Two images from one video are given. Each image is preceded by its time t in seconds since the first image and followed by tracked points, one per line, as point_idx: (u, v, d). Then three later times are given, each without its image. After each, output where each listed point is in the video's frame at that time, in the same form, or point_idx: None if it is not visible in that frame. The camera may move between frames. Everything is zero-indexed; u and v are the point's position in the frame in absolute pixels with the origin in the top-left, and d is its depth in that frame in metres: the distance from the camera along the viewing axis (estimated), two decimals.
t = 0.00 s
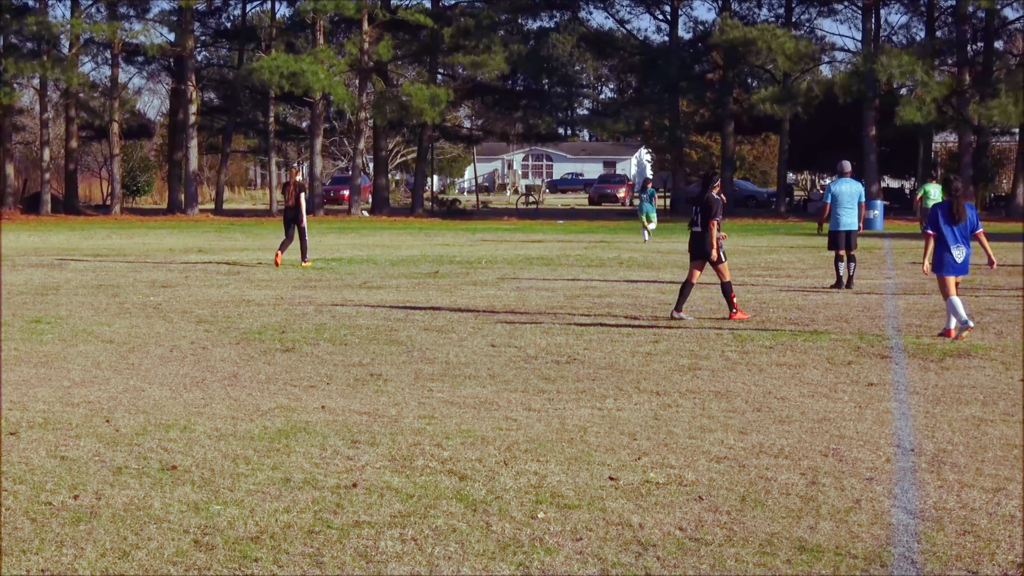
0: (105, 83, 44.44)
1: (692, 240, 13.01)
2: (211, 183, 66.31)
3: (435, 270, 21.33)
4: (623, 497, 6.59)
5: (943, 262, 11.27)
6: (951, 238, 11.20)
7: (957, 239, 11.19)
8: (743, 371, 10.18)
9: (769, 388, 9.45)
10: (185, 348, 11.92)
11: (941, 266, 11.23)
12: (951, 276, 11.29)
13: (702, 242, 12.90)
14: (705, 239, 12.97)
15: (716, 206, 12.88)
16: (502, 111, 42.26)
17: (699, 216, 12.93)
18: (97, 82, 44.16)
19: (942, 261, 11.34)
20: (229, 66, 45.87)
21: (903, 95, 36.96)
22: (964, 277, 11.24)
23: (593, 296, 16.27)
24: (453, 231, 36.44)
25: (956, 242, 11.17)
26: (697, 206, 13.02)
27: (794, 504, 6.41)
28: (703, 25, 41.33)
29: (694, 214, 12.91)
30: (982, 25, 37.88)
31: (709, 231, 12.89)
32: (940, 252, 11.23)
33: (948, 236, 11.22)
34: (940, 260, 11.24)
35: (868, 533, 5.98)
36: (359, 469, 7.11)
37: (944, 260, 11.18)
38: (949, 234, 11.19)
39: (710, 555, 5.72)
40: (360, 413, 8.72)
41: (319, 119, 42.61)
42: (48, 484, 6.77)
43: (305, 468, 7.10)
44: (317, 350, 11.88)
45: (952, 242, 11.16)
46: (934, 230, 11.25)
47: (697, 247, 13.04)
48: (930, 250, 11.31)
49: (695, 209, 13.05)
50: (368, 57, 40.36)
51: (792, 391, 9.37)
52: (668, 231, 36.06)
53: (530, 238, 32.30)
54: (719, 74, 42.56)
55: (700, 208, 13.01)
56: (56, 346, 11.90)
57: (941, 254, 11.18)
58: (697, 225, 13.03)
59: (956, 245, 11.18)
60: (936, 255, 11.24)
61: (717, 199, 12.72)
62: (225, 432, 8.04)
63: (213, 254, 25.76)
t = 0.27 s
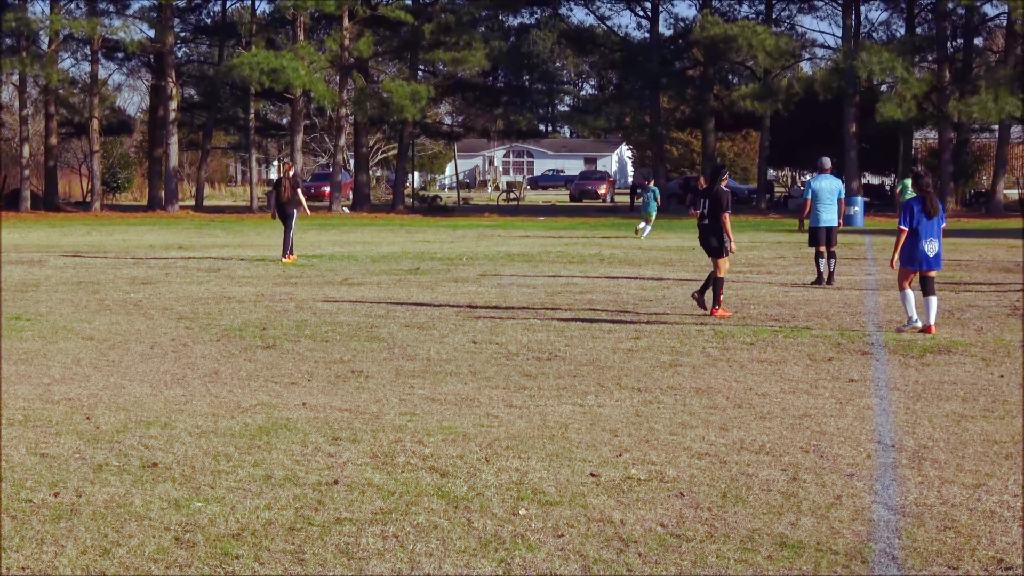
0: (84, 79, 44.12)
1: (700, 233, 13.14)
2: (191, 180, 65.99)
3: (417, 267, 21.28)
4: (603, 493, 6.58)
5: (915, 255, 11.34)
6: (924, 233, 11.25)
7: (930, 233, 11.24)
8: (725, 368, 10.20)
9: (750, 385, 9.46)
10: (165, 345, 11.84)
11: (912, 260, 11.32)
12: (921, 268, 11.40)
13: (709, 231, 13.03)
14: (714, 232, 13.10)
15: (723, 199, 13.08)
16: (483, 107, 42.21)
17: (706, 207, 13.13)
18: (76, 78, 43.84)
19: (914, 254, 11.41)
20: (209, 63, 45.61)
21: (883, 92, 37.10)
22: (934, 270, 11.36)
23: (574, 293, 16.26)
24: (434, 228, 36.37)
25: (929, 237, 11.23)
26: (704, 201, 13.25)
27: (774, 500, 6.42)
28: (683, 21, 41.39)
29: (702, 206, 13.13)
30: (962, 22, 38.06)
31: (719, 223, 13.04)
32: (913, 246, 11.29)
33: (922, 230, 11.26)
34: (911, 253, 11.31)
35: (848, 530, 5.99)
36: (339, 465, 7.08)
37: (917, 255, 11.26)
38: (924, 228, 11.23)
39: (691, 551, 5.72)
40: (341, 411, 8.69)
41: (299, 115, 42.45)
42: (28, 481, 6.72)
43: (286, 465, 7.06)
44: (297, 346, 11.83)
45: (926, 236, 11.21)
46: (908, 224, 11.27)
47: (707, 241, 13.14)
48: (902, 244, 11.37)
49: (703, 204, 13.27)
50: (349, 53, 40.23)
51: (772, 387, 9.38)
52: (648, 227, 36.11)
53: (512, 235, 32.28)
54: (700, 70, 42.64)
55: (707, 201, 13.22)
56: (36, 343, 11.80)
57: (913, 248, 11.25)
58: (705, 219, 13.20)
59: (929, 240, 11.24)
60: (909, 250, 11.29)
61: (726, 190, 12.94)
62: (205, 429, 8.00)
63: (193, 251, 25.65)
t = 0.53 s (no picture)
0: (73, 77, 43.97)
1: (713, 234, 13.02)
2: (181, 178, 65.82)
3: (407, 265, 21.25)
4: (594, 491, 6.58)
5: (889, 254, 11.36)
6: (898, 232, 11.29)
7: (903, 232, 11.29)
8: (715, 366, 10.21)
9: (740, 382, 9.47)
10: (155, 343, 11.81)
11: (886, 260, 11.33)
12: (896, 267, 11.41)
13: (723, 234, 12.91)
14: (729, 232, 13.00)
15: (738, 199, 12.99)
16: (474, 105, 42.17)
17: (720, 208, 12.95)
18: (65, 76, 43.68)
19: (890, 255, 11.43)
20: (199, 60, 45.47)
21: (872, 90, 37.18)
22: (909, 268, 11.37)
23: (565, 291, 16.27)
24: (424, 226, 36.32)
25: (903, 236, 11.26)
26: (717, 200, 13.07)
27: (765, 498, 6.42)
28: (673, 20, 41.41)
29: (717, 207, 12.94)
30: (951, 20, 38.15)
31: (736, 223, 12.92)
32: (886, 245, 11.31)
33: (895, 229, 11.31)
34: (885, 253, 11.33)
35: (838, 527, 6.00)
36: (330, 463, 7.06)
37: (891, 254, 11.28)
38: (897, 227, 11.28)
39: (681, 549, 5.72)
40: (331, 408, 8.67)
41: (289, 113, 42.37)
42: (17, 479, 6.69)
43: (275, 463, 7.04)
44: (287, 344, 11.80)
45: (899, 234, 11.25)
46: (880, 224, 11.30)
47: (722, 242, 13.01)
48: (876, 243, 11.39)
49: (715, 203, 13.09)
50: (338, 51, 40.16)
51: (763, 385, 9.39)
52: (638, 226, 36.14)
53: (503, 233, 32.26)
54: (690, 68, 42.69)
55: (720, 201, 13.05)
56: (25, 341, 11.76)
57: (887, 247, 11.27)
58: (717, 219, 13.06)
59: (903, 238, 11.28)
60: (883, 248, 11.31)
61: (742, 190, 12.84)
62: (195, 427, 7.98)
63: (183, 249, 25.57)
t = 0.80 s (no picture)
0: (72, 76, 43.91)
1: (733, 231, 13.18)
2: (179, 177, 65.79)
3: (405, 263, 21.23)
4: (593, 490, 6.59)
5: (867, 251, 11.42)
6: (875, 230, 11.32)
7: (879, 230, 11.28)
8: (713, 365, 10.20)
9: (739, 382, 9.47)
10: (153, 342, 11.80)
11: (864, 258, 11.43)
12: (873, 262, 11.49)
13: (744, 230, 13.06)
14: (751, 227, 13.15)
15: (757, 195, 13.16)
16: (472, 104, 42.17)
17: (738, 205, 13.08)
18: (64, 76, 43.64)
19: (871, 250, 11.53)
20: (197, 59, 45.41)
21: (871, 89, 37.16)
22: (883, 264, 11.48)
23: (564, 290, 16.26)
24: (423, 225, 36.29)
25: (879, 235, 11.27)
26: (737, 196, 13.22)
27: (763, 497, 6.42)
28: (672, 19, 41.41)
29: (737, 204, 13.07)
30: (949, 19, 38.15)
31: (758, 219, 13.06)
32: (864, 244, 11.34)
33: (872, 228, 11.31)
34: (862, 250, 11.37)
35: (837, 526, 6.00)
36: (328, 462, 7.06)
37: (867, 252, 11.33)
38: (873, 226, 11.27)
39: (680, 548, 5.72)
40: (329, 408, 8.66)
41: (288, 112, 42.33)
42: (16, 479, 6.69)
43: (274, 463, 7.04)
44: (286, 343, 11.81)
45: (877, 234, 11.25)
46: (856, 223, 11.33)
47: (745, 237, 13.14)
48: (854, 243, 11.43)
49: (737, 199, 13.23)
50: (337, 50, 40.12)
51: (762, 384, 9.39)
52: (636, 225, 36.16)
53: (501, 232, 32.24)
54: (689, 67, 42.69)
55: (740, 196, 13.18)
56: (24, 341, 11.76)
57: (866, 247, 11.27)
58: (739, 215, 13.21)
59: (879, 237, 11.28)
60: (859, 246, 11.35)
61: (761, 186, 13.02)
62: (194, 426, 7.98)
63: (181, 248, 25.54)
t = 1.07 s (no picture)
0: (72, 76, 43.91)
1: (755, 232, 12.99)
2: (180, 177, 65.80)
3: (406, 263, 21.24)
4: (593, 490, 6.59)
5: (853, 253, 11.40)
6: (860, 231, 11.34)
7: (864, 231, 11.28)
8: (714, 365, 10.19)
9: (740, 381, 9.46)
10: (154, 342, 11.80)
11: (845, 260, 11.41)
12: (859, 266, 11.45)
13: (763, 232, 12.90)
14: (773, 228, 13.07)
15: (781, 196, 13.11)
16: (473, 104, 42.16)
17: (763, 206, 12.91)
18: (64, 75, 43.65)
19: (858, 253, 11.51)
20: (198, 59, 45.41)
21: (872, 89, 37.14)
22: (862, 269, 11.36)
23: (565, 289, 16.26)
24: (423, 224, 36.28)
25: (862, 234, 11.25)
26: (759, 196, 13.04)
27: (765, 497, 6.42)
28: (673, 18, 41.40)
29: (763, 204, 12.95)
30: (950, 19, 38.13)
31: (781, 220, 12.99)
32: (849, 245, 11.32)
33: (857, 228, 11.32)
34: (846, 250, 11.32)
35: (838, 526, 5.99)
36: (329, 462, 7.05)
37: (850, 249, 11.27)
38: (858, 225, 11.30)
39: (681, 548, 5.71)
40: (330, 407, 8.66)
41: (289, 112, 42.33)
42: (17, 479, 6.69)
43: (275, 463, 7.04)
44: (287, 343, 11.81)
45: (862, 234, 11.23)
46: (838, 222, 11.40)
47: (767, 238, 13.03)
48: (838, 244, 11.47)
49: (758, 199, 13.07)
50: (337, 50, 40.11)
51: (762, 384, 9.39)
52: (638, 225, 36.17)
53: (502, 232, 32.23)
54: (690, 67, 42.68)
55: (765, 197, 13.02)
56: (25, 340, 11.76)
57: (849, 247, 11.25)
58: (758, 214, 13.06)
59: (864, 237, 11.25)
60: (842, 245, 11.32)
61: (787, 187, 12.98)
62: (194, 426, 7.98)
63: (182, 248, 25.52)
